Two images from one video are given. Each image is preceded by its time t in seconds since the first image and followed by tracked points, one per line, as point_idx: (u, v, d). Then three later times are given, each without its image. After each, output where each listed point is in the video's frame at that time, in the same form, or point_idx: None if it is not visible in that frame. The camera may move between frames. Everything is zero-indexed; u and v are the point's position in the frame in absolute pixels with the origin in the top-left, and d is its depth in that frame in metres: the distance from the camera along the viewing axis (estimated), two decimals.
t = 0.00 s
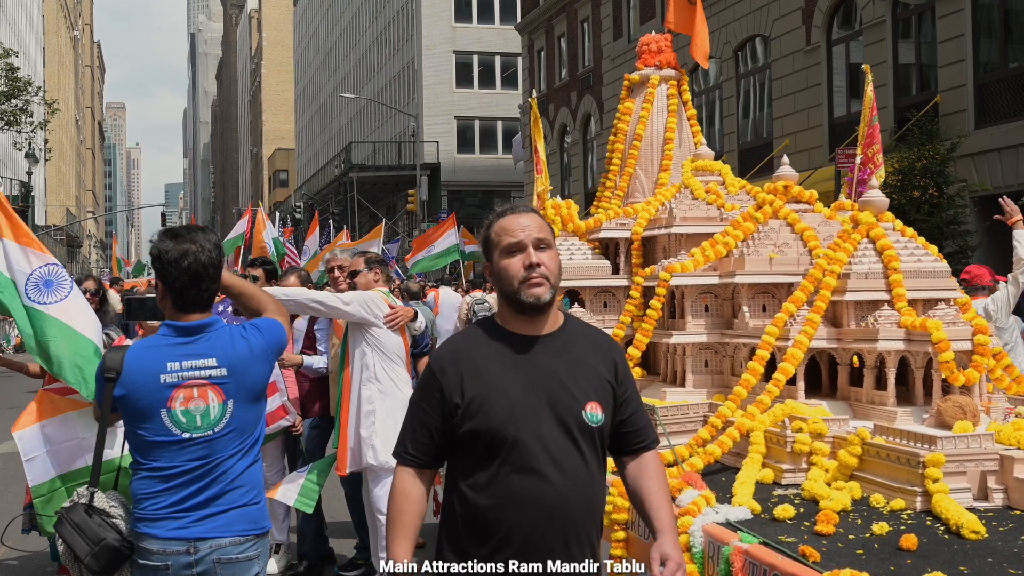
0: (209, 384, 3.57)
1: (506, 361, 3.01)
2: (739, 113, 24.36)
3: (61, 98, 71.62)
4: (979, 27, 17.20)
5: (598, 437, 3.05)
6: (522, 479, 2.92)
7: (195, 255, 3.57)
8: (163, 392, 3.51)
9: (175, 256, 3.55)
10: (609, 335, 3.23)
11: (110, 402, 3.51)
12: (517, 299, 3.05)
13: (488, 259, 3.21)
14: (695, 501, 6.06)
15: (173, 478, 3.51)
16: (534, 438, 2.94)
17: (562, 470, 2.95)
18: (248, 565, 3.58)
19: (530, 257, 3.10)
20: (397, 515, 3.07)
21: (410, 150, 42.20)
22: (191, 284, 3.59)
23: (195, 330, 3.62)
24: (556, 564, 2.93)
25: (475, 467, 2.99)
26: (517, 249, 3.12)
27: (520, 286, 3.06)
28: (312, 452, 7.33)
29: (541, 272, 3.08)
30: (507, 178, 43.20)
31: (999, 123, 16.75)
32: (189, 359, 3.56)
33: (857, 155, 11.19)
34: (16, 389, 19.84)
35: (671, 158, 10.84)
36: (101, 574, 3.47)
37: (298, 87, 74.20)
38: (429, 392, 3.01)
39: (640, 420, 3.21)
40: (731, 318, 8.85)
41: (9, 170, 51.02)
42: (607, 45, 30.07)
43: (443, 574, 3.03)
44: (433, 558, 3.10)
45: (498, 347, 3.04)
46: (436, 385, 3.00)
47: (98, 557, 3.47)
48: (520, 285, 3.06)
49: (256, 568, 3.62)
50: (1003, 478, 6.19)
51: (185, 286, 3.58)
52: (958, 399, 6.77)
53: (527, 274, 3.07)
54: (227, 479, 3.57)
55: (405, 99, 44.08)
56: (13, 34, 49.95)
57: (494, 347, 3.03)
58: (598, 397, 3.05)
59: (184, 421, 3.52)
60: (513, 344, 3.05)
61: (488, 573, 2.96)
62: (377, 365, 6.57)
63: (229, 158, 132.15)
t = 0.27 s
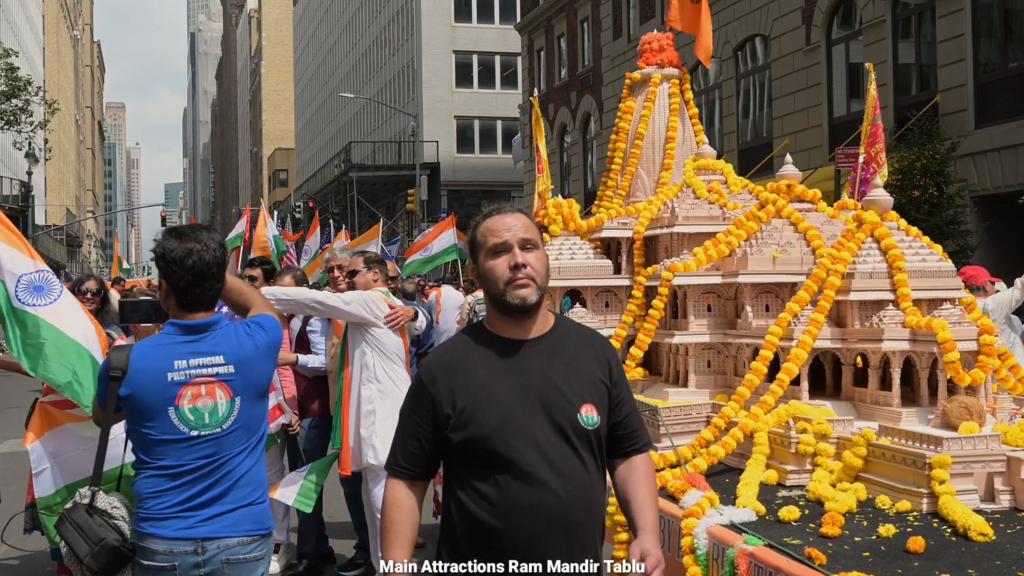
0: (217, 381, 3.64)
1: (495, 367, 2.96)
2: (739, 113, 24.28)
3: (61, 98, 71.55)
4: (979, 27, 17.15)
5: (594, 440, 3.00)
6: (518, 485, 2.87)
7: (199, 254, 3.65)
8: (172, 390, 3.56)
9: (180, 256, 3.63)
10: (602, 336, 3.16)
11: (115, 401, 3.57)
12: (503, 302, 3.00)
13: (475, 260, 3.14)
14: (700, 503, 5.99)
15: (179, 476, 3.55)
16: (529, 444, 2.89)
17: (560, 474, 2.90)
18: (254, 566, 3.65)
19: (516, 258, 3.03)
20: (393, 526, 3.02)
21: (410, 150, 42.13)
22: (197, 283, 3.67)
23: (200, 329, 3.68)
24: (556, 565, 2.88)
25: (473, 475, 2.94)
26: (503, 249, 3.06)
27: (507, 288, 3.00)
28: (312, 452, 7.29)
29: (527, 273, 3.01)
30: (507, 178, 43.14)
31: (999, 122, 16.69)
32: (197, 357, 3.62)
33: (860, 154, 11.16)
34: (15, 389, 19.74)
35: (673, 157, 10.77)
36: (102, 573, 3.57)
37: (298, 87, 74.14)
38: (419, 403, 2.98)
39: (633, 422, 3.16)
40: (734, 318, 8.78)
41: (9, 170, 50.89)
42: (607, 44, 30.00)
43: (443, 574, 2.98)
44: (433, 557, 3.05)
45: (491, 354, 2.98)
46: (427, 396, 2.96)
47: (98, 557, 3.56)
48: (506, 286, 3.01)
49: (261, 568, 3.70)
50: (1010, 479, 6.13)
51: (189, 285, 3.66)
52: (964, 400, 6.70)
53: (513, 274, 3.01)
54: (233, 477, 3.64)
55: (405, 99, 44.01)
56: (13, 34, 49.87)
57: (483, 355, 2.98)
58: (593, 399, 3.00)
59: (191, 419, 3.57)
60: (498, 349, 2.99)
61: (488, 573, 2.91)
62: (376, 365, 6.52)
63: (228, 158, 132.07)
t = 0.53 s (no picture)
0: (219, 382, 3.59)
1: (489, 369, 2.91)
2: (739, 113, 24.23)
3: (61, 98, 71.46)
4: (979, 27, 17.12)
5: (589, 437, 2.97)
6: (516, 487, 2.82)
7: (200, 252, 3.60)
8: (173, 390, 3.51)
9: (180, 254, 3.57)
10: (590, 330, 3.16)
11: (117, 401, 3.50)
12: (489, 302, 2.94)
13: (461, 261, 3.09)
14: (704, 505, 5.92)
15: (182, 477, 3.51)
16: (525, 446, 2.85)
17: (559, 475, 2.86)
18: (255, 567, 3.64)
19: (502, 257, 2.98)
20: (394, 531, 2.96)
21: (410, 150, 42.08)
22: (196, 281, 3.62)
23: (202, 328, 3.63)
24: (556, 564, 2.83)
25: (471, 477, 2.88)
26: (488, 249, 3.02)
27: (493, 287, 2.96)
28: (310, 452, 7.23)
29: (514, 272, 2.96)
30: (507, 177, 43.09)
31: (999, 122, 16.64)
32: (199, 357, 3.57)
33: (863, 153, 11.12)
34: (15, 390, 19.66)
35: (675, 156, 10.71)
36: None
37: (297, 87, 74.09)
38: (410, 407, 2.93)
39: (628, 418, 3.13)
40: (737, 318, 8.73)
41: (9, 170, 50.78)
42: (606, 44, 29.94)
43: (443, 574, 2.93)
44: (433, 556, 2.99)
45: (483, 358, 2.93)
46: (418, 401, 2.91)
47: (100, 559, 3.49)
48: (492, 286, 2.96)
49: (262, 569, 3.68)
50: (1016, 481, 6.10)
51: (189, 282, 3.60)
52: (969, 400, 6.64)
53: (499, 274, 2.96)
54: (235, 478, 3.61)
55: (405, 98, 43.95)
56: (13, 34, 49.79)
57: (472, 356, 2.93)
58: (587, 397, 2.97)
59: (193, 420, 3.52)
60: (485, 351, 2.94)
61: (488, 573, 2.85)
62: (376, 364, 6.48)
63: (228, 159, 132.01)
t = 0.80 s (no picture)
0: (216, 384, 3.54)
1: (485, 372, 2.85)
2: (739, 113, 24.16)
3: (61, 98, 71.38)
4: (979, 26, 17.06)
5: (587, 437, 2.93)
6: (515, 488, 2.77)
7: (196, 251, 3.55)
8: (171, 392, 3.47)
9: (176, 253, 3.54)
10: (580, 326, 3.12)
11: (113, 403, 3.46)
12: (480, 306, 2.89)
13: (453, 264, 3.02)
14: (707, 506, 5.87)
15: (179, 479, 3.46)
16: (523, 448, 2.79)
17: (557, 476, 2.81)
18: (255, 570, 3.58)
19: (493, 261, 2.91)
20: (393, 525, 2.82)
21: (410, 150, 42.04)
22: (192, 281, 3.58)
23: (200, 330, 3.59)
24: (557, 564, 2.79)
25: (468, 480, 2.82)
26: (480, 252, 2.94)
27: (483, 292, 2.90)
28: (309, 453, 7.16)
29: (505, 277, 2.89)
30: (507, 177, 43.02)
31: (999, 122, 16.59)
32: (196, 359, 3.53)
33: (866, 152, 11.06)
34: (15, 390, 19.60)
35: (677, 155, 10.65)
36: None
37: (297, 87, 74.03)
38: (404, 409, 2.84)
39: (624, 414, 3.10)
40: (740, 318, 8.67)
41: (9, 169, 50.73)
42: (606, 44, 29.88)
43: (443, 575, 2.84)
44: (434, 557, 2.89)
45: (477, 362, 2.87)
46: (411, 403, 2.82)
47: (107, 563, 3.41)
48: (483, 290, 2.90)
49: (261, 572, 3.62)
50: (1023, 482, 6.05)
51: (186, 282, 3.57)
52: (974, 401, 6.59)
53: (490, 278, 2.89)
54: (234, 480, 3.56)
55: (405, 98, 43.89)
56: (13, 35, 49.72)
57: (466, 359, 2.87)
58: (585, 397, 2.93)
59: (190, 422, 3.48)
60: (477, 354, 2.88)
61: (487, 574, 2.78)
62: (375, 365, 6.43)
63: (228, 159, 131.92)
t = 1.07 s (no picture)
0: (211, 387, 3.51)
1: (484, 372, 2.83)
2: (739, 112, 24.11)
3: (61, 98, 71.34)
4: (979, 26, 17.02)
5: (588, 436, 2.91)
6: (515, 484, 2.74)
7: (193, 252, 3.52)
8: (165, 394, 3.44)
9: (172, 253, 3.51)
10: (577, 324, 3.11)
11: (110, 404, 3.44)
12: (478, 306, 2.86)
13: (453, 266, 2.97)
14: (711, 507, 5.82)
15: (174, 481, 3.44)
16: (525, 448, 2.76)
17: (557, 478, 2.77)
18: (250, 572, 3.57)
19: (491, 261, 2.88)
20: (407, 516, 2.69)
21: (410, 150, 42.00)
22: (189, 281, 3.55)
23: (196, 331, 3.56)
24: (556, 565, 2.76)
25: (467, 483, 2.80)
26: (479, 251, 2.91)
27: (481, 292, 2.86)
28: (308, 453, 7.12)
29: (503, 277, 2.86)
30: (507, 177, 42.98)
31: (999, 122, 16.56)
32: (191, 361, 3.49)
33: (868, 152, 11.02)
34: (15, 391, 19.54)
35: (679, 154, 10.60)
36: None
37: (298, 86, 73.96)
38: (400, 407, 2.79)
39: (627, 411, 3.09)
40: (742, 318, 8.64)
41: (9, 169, 50.68)
42: (607, 44, 29.86)
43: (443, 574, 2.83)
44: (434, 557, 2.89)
45: (478, 364, 2.84)
46: (411, 401, 2.78)
47: (109, 565, 3.35)
48: (481, 291, 2.87)
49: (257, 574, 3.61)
50: None
51: (182, 283, 3.55)
52: (979, 401, 6.54)
53: (487, 279, 2.86)
54: (229, 483, 3.53)
55: (405, 98, 43.86)
56: (13, 35, 49.74)
57: (465, 357, 2.84)
58: (586, 396, 2.91)
59: (184, 424, 3.45)
60: (475, 354, 2.86)
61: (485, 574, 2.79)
62: (375, 364, 6.39)
63: (229, 159, 131.87)
